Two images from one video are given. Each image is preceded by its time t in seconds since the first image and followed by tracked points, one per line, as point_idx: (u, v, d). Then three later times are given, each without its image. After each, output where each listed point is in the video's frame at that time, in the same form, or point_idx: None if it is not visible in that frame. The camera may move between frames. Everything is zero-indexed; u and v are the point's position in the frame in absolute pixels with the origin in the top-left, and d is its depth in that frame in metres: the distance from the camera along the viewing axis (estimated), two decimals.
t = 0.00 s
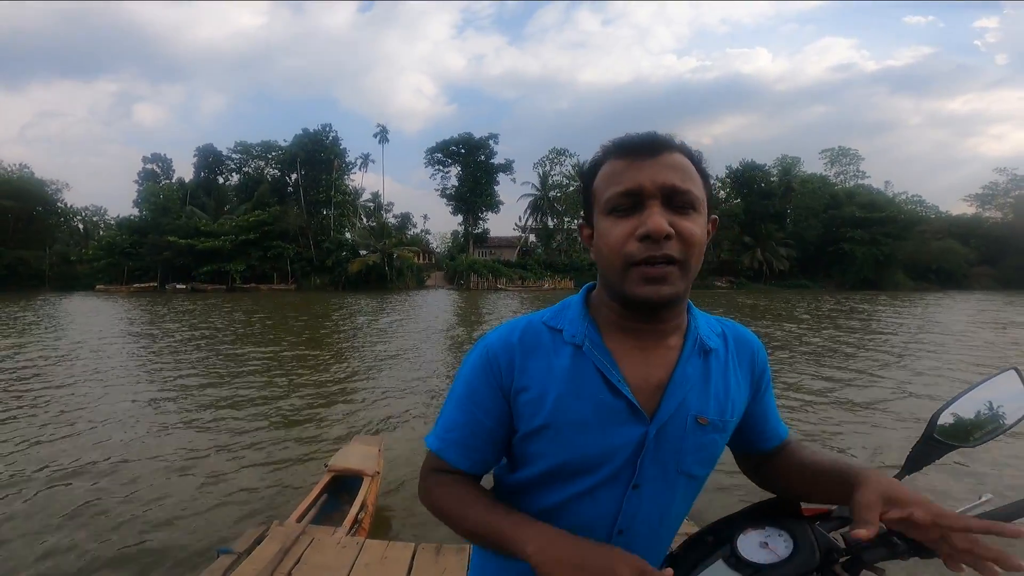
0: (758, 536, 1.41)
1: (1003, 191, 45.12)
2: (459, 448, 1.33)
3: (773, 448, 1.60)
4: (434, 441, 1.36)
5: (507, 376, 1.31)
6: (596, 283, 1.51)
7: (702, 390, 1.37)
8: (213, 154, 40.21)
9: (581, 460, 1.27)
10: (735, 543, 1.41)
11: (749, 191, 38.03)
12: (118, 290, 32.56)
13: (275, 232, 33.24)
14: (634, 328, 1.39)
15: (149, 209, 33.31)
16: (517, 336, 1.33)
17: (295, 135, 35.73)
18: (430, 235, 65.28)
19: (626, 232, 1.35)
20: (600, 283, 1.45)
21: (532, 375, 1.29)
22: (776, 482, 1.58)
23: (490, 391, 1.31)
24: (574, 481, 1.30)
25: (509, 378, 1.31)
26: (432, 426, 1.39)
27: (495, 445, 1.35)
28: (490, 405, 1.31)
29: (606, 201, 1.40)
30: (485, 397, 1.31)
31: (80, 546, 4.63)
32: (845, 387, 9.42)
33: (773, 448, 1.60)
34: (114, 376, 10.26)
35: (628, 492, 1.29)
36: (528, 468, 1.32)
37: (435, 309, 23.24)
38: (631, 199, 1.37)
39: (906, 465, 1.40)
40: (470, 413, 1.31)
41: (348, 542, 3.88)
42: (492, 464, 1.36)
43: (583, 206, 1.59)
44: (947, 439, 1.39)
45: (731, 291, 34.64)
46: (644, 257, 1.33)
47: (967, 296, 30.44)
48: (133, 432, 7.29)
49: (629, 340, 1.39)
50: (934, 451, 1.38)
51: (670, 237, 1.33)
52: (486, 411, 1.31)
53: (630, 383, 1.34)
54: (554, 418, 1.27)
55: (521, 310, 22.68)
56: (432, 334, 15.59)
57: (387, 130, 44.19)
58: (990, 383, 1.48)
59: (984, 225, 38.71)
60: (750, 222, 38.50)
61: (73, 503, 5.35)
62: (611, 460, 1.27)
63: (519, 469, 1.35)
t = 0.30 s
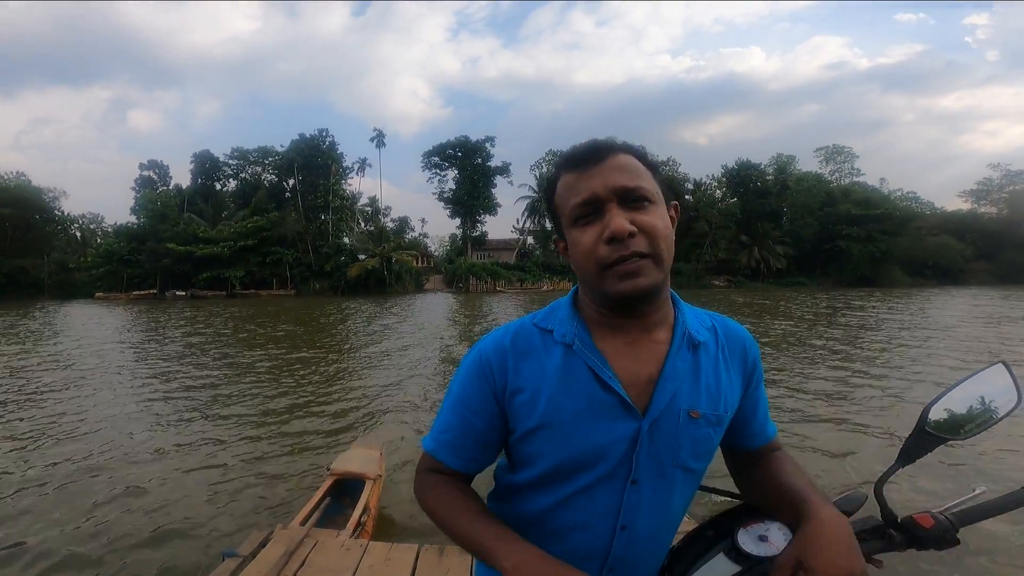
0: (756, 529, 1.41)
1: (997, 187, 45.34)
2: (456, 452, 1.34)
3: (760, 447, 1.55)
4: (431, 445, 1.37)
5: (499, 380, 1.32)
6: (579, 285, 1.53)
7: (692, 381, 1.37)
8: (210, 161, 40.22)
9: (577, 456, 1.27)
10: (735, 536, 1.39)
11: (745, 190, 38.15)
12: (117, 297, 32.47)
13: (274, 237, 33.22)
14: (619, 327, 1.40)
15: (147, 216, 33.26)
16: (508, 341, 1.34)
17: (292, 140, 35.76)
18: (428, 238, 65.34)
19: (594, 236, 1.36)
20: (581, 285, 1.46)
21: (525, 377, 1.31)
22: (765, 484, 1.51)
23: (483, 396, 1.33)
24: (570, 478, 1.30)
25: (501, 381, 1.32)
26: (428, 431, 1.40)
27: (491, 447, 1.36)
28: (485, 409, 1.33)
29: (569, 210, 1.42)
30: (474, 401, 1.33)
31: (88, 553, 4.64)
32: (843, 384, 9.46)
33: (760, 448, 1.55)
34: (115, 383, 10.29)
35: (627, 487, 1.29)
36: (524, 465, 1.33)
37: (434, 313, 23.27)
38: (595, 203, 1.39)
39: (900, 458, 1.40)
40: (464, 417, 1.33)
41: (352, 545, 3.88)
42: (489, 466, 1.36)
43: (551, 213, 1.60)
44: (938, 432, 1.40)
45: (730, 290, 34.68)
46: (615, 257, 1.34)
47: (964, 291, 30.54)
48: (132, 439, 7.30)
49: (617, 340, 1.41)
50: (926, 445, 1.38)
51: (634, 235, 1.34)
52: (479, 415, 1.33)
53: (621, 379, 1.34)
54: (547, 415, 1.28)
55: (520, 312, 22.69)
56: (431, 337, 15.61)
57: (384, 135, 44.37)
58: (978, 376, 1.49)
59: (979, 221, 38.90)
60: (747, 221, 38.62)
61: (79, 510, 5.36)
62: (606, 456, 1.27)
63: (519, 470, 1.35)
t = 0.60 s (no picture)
0: (757, 521, 1.39)
1: (1006, 181, 44.95)
2: (458, 441, 1.34)
3: (761, 441, 1.55)
4: (433, 433, 1.37)
5: (501, 370, 1.32)
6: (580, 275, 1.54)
7: (693, 370, 1.37)
8: (216, 158, 40.40)
9: (576, 445, 1.28)
10: (735, 530, 1.36)
11: (751, 184, 37.99)
12: (127, 294, 32.73)
13: (280, 234, 33.35)
14: (620, 314, 1.41)
15: (155, 213, 33.46)
16: (509, 331, 1.35)
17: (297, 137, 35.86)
18: (433, 234, 65.45)
19: (597, 220, 1.37)
20: (583, 274, 1.47)
21: (525, 365, 1.32)
22: (762, 479, 1.52)
23: (484, 385, 1.33)
24: (568, 467, 1.31)
25: (501, 370, 1.33)
26: (431, 418, 1.40)
27: (493, 437, 1.37)
28: (486, 399, 1.33)
29: (575, 193, 1.42)
30: (475, 390, 1.34)
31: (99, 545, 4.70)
32: (849, 379, 9.45)
33: (756, 444, 1.56)
34: (126, 378, 10.40)
35: (626, 477, 1.30)
36: (524, 452, 1.34)
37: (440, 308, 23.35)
38: (598, 189, 1.40)
39: (901, 448, 1.38)
40: (466, 406, 1.33)
41: (358, 537, 3.92)
42: (490, 455, 1.37)
43: (558, 201, 1.61)
44: (940, 423, 1.38)
45: (736, 285, 34.57)
46: (617, 240, 1.34)
47: (972, 286, 30.33)
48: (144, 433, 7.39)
49: (618, 327, 1.41)
50: (926, 435, 1.36)
51: (637, 218, 1.35)
52: (482, 405, 1.34)
53: (620, 368, 1.35)
54: (546, 402, 1.28)
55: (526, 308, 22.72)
56: (438, 333, 15.64)
57: (389, 131, 44.47)
58: (979, 368, 1.48)
59: (988, 215, 38.59)
60: (753, 216, 38.46)
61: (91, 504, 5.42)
62: (605, 443, 1.28)
63: (518, 460, 1.36)
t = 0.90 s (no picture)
0: (763, 514, 1.39)
1: (1020, 176, 44.39)
2: (464, 436, 1.35)
3: (768, 431, 1.55)
4: (439, 429, 1.38)
5: (505, 365, 1.33)
6: (585, 271, 1.55)
7: (695, 367, 1.39)
8: (227, 160, 40.70)
9: (579, 439, 1.29)
10: (742, 522, 1.37)
11: (761, 182, 37.81)
12: (141, 296, 33.09)
13: (291, 235, 33.59)
14: (624, 309, 1.42)
15: (168, 216, 33.81)
16: (513, 327, 1.36)
17: (307, 139, 36.07)
18: (442, 234, 65.66)
19: (605, 215, 1.38)
20: (589, 270, 1.48)
21: (529, 360, 1.32)
22: (769, 471, 1.50)
23: (488, 379, 1.34)
24: (572, 462, 1.31)
25: (506, 364, 1.34)
26: (434, 414, 1.41)
27: (497, 433, 1.38)
28: (490, 394, 1.34)
29: (584, 187, 1.43)
30: (480, 384, 1.34)
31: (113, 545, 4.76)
32: (860, 377, 9.40)
33: (762, 434, 1.56)
34: (141, 379, 10.52)
35: (629, 471, 1.30)
36: (527, 446, 1.35)
37: (449, 308, 23.41)
38: (607, 184, 1.40)
39: (905, 442, 1.38)
40: (471, 401, 1.34)
41: (368, 536, 3.94)
42: (495, 449, 1.38)
43: (567, 196, 1.61)
44: (944, 417, 1.38)
45: (745, 283, 34.43)
46: (624, 236, 1.35)
47: (986, 283, 30.01)
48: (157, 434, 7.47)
49: (620, 323, 1.42)
50: (929, 428, 1.36)
51: (644, 216, 1.36)
52: (487, 402, 1.34)
53: (623, 363, 1.36)
54: (550, 397, 1.29)
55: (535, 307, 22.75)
56: (447, 332, 15.69)
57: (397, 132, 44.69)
58: (980, 362, 1.49)
59: (1002, 212, 38.13)
60: (762, 214, 38.24)
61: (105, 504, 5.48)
62: (609, 438, 1.29)
63: (522, 457, 1.37)
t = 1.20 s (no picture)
0: (770, 514, 1.37)
1: None
2: (467, 436, 1.36)
3: (770, 433, 1.56)
4: (441, 430, 1.38)
5: (505, 365, 1.34)
6: (583, 274, 1.55)
7: (692, 368, 1.39)
8: (234, 165, 40.90)
9: (577, 439, 1.30)
10: (748, 521, 1.37)
11: (766, 182, 37.69)
12: (151, 300, 33.26)
13: (298, 239, 33.75)
14: (622, 312, 1.42)
15: (177, 221, 34.03)
16: (513, 328, 1.37)
17: (313, 143, 36.23)
18: (447, 237, 65.76)
19: (599, 220, 1.38)
20: (587, 274, 1.48)
21: (529, 361, 1.33)
22: (779, 472, 1.51)
23: (488, 380, 1.35)
24: (569, 461, 1.33)
25: (506, 365, 1.35)
26: (436, 416, 1.41)
27: (497, 435, 1.39)
28: (491, 394, 1.35)
29: (580, 194, 1.45)
30: (483, 384, 1.35)
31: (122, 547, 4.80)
32: (868, 377, 9.35)
33: (766, 434, 1.57)
34: (150, 382, 10.62)
35: (626, 471, 1.31)
36: (525, 446, 1.36)
37: (456, 310, 23.44)
38: (602, 190, 1.41)
39: (911, 442, 1.38)
40: (473, 402, 1.34)
41: (375, 538, 3.97)
42: (497, 449, 1.38)
43: (565, 201, 1.62)
44: (949, 418, 1.38)
45: (752, 284, 34.31)
46: (619, 241, 1.36)
47: (995, 282, 29.73)
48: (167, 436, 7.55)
49: (618, 325, 1.43)
50: (935, 429, 1.36)
51: (638, 221, 1.36)
52: (488, 402, 1.35)
53: (621, 365, 1.37)
54: (549, 399, 1.30)
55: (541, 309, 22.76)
56: (453, 335, 15.74)
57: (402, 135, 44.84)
58: (986, 362, 1.48)
59: (1011, 210, 37.78)
60: (768, 214, 38.09)
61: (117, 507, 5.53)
62: (605, 439, 1.29)
63: (522, 457, 1.38)
